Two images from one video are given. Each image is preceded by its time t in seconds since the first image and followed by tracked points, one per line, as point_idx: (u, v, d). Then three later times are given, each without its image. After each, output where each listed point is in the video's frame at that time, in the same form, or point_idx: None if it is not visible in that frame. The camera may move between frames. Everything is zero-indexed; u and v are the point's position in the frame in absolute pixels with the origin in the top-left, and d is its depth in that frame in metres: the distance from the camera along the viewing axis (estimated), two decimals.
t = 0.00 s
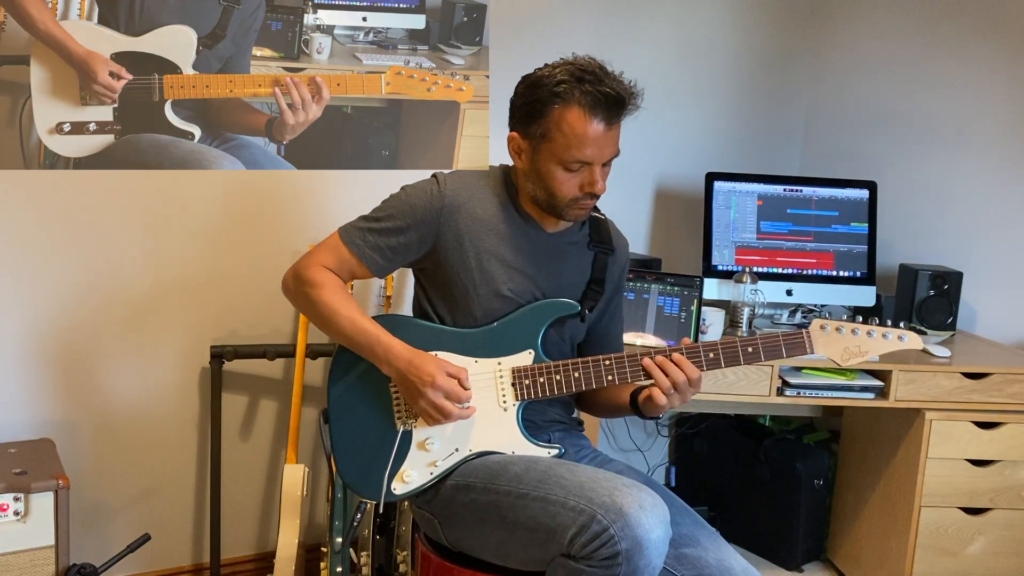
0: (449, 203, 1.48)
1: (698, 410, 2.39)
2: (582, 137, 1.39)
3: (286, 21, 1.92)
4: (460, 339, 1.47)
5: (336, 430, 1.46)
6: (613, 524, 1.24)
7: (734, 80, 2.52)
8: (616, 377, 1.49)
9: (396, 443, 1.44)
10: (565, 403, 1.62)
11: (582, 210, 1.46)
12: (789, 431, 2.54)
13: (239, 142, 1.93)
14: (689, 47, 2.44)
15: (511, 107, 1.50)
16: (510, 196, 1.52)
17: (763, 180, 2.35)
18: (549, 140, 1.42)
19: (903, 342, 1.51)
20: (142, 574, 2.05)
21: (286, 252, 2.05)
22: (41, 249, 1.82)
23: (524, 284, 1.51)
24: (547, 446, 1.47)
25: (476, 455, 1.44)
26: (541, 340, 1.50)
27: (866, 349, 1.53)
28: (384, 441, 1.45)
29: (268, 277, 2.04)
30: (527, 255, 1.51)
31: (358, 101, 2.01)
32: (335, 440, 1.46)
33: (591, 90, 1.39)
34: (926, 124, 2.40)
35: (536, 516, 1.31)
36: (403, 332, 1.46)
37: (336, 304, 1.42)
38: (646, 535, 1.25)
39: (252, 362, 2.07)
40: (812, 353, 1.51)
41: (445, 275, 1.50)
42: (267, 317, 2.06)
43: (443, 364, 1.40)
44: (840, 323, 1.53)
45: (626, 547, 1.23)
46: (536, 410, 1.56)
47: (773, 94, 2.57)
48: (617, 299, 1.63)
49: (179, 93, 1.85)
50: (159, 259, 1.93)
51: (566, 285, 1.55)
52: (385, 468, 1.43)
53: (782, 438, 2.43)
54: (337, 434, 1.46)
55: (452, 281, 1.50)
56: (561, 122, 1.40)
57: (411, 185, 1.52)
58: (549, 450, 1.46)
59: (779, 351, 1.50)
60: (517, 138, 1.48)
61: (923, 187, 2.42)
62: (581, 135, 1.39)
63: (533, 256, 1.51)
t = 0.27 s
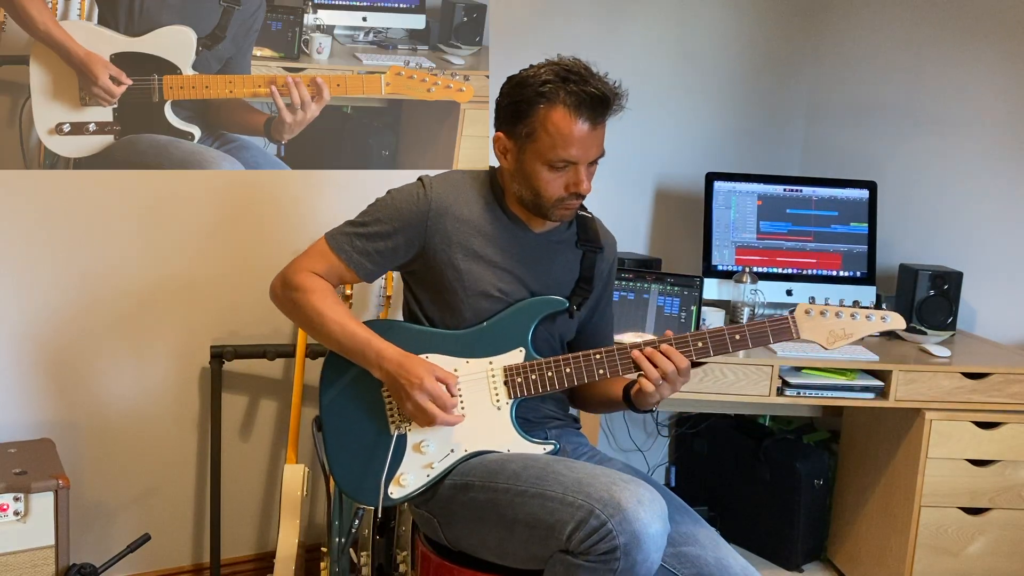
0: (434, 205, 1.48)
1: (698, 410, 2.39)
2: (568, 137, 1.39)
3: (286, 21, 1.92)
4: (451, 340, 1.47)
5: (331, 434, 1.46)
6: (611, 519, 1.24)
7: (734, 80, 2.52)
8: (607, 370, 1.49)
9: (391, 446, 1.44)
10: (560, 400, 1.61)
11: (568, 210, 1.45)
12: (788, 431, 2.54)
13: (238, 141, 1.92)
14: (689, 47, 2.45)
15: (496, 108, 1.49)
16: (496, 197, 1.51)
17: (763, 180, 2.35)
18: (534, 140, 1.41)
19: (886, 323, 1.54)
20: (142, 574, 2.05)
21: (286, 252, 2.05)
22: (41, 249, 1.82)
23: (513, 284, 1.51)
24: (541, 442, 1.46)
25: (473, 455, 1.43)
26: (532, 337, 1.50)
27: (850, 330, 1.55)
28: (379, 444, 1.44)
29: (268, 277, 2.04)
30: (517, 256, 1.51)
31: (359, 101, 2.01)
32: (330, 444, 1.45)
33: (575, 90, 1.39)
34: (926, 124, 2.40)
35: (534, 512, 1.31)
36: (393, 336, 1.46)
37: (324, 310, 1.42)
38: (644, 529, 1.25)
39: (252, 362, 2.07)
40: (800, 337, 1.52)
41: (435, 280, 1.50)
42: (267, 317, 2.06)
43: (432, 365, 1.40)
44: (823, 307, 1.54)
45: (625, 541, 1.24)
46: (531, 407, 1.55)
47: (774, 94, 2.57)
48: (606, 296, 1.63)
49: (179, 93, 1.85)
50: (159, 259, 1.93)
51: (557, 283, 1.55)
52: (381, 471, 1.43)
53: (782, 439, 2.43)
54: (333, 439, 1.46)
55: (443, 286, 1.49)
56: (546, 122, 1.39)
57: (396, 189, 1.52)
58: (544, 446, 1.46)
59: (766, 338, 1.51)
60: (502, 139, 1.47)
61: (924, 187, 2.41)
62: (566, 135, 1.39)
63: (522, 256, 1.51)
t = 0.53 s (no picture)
0: (426, 208, 1.48)
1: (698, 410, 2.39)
2: (561, 135, 1.44)
3: (286, 21, 1.91)
4: (448, 341, 1.47)
5: (331, 437, 1.46)
6: (614, 518, 1.25)
7: (734, 80, 2.51)
8: (605, 367, 1.49)
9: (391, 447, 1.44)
10: (559, 401, 1.61)
11: (563, 208, 1.49)
12: (788, 431, 2.54)
13: (238, 141, 1.92)
14: (689, 47, 2.45)
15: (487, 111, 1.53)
16: (490, 198, 1.52)
17: (763, 180, 2.35)
18: (528, 140, 1.45)
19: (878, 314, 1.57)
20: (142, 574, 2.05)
21: (286, 252, 2.05)
22: (41, 249, 1.82)
23: (508, 285, 1.51)
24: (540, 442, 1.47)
25: (472, 456, 1.43)
26: (528, 338, 1.50)
27: (844, 322, 1.56)
28: (378, 447, 1.44)
29: (268, 277, 2.04)
30: (511, 257, 1.51)
31: (359, 101, 2.01)
32: (330, 447, 1.45)
33: (567, 89, 1.44)
34: (927, 124, 2.40)
35: (536, 512, 1.31)
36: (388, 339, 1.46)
37: (318, 315, 1.42)
38: (646, 529, 1.25)
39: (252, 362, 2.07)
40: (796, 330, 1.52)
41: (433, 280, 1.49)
42: (267, 316, 2.06)
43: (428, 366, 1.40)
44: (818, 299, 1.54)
45: (627, 541, 1.24)
46: (529, 407, 1.55)
47: (773, 94, 2.57)
48: (601, 294, 1.63)
49: (178, 93, 1.84)
50: (160, 259, 1.93)
51: (552, 282, 1.56)
52: (381, 475, 1.43)
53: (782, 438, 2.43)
54: (332, 441, 1.45)
55: (439, 287, 1.49)
56: (540, 121, 1.44)
57: (387, 192, 1.51)
58: (543, 446, 1.46)
59: (761, 331, 1.51)
60: (497, 140, 1.51)
61: (924, 187, 2.41)
62: (560, 133, 1.44)
63: (514, 256, 1.52)
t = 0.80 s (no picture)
0: (429, 208, 1.47)
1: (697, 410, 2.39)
2: (564, 140, 1.39)
3: (286, 21, 1.92)
4: (450, 342, 1.47)
5: (331, 437, 1.46)
6: (613, 521, 1.25)
7: (734, 80, 2.52)
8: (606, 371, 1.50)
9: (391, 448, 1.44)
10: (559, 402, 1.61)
11: (566, 212, 1.45)
12: (788, 431, 2.54)
13: (237, 141, 1.92)
14: (688, 47, 2.45)
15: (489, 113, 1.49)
16: (492, 199, 1.51)
17: (763, 180, 2.35)
18: (530, 145, 1.41)
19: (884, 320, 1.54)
20: (142, 574, 2.05)
21: (285, 252, 2.05)
22: (41, 249, 1.82)
23: (509, 286, 1.51)
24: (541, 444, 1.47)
25: (472, 458, 1.43)
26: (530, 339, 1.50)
27: (850, 328, 1.54)
28: (377, 448, 1.44)
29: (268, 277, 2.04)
30: (512, 258, 1.51)
31: (359, 101, 2.01)
32: (330, 448, 1.45)
33: (570, 92, 1.39)
34: (926, 124, 2.40)
35: (535, 513, 1.31)
36: (387, 339, 1.46)
37: (319, 314, 1.41)
38: (646, 531, 1.25)
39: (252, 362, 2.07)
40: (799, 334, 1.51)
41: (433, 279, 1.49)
42: (267, 316, 2.06)
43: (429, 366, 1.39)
44: (823, 304, 1.53)
45: (626, 543, 1.24)
46: (530, 407, 1.55)
47: (773, 94, 2.57)
48: (604, 294, 1.63)
49: (178, 93, 1.85)
50: (160, 258, 1.93)
51: (555, 284, 1.55)
52: (381, 475, 1.43)
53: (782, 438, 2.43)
54: (333, 441, 1.45)
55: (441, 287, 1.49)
56: (542, 126, 1.40)
57: (389, 191, 1.51)
58: (544, 447, 1.45)
59: (765, 336, 1.51)
60: (498, 144, 1.47)
61: (924, 187, 2.41)
62: (562, 138, 1.39)
63: (515, 259, 1.51)
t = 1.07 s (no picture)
0: (438, 208, 1.47)
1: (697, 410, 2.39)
2: (577, 147, 1.37)
3: (286, 21, 1.92)
4: (454, 342, 1.47)
5: (332, 436, 1.46)
6: (613, 525, 1.25)
7: (734, 79, 2.52)
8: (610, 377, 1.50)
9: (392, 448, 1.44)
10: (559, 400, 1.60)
11: (577, 217, 1.45)
12: (789, 431, 2.54)
13: (237, 141, 1.93)
14: (688, 47, 2.45)
15: (501, 113, 1.47)
16: (500, 200, 1.50)
17: (763, 180, 2.35)
18: (543, 150, 1.40)
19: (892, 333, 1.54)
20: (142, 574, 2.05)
21: (285, 252, 2.05)
22: (41, 250, 1.82)
23: (512, 286, 1.51)
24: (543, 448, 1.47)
25: (473, 459, 1.43)
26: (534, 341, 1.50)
27: (857, 339, 1.54)
28: (377, 447, 1.44)
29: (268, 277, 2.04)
30: (516, 259, 1.50)
31: (358, 101, 2.01)
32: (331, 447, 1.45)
33: (585, 99, 1.37)
34: (927, 123, 2.40)
35: (535, 517, 1.31)
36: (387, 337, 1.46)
37: (325, 311, 1.40)
38: (646, 535, 1.25)
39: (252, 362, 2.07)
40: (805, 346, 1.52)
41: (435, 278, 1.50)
42: (267, 316, 2.06)
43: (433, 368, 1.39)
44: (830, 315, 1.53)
45: (626, 548, 1.24)
46: (532, 410, 1.54)
47: (772, 94, 2.57)
48: (614, 297, 1.62)
49: (177, 93, 1.85)
50: (160, 258, 1.93)
51: (559, 286, 1.55)
52: (381, 474, 1.43)
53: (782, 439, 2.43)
54: (334, 440, 1.45)
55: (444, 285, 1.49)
56: (555, 132, 1.38)
57: (398, 189, 1.50)
58: (547, 450, 1.46)
59: (772, 345, 1.51)
60: (511, 146, 1.45)
61: (924, 187, 2.41)
62: (575, 145, 1.37)
63: (523, 262, 1.51)
